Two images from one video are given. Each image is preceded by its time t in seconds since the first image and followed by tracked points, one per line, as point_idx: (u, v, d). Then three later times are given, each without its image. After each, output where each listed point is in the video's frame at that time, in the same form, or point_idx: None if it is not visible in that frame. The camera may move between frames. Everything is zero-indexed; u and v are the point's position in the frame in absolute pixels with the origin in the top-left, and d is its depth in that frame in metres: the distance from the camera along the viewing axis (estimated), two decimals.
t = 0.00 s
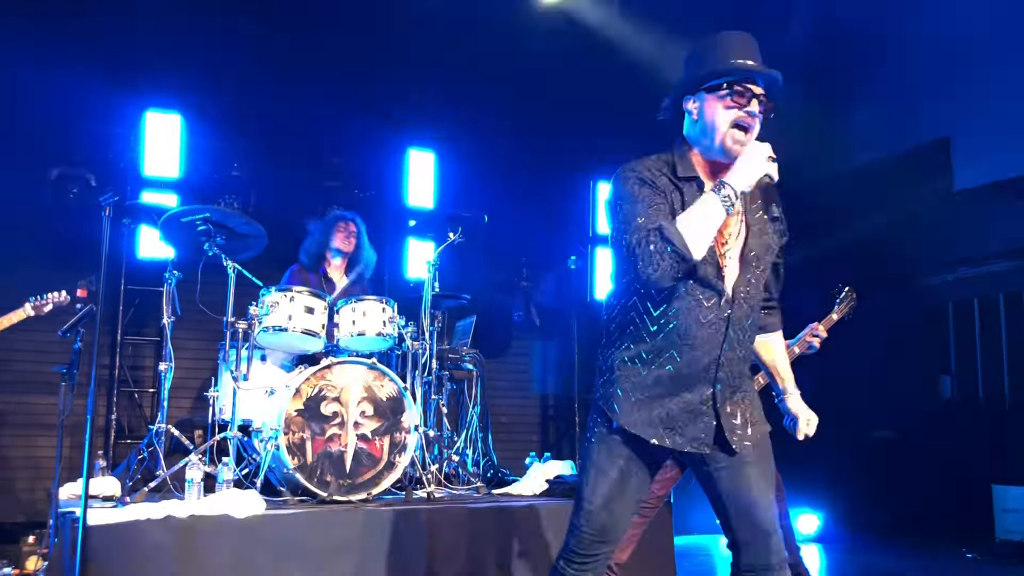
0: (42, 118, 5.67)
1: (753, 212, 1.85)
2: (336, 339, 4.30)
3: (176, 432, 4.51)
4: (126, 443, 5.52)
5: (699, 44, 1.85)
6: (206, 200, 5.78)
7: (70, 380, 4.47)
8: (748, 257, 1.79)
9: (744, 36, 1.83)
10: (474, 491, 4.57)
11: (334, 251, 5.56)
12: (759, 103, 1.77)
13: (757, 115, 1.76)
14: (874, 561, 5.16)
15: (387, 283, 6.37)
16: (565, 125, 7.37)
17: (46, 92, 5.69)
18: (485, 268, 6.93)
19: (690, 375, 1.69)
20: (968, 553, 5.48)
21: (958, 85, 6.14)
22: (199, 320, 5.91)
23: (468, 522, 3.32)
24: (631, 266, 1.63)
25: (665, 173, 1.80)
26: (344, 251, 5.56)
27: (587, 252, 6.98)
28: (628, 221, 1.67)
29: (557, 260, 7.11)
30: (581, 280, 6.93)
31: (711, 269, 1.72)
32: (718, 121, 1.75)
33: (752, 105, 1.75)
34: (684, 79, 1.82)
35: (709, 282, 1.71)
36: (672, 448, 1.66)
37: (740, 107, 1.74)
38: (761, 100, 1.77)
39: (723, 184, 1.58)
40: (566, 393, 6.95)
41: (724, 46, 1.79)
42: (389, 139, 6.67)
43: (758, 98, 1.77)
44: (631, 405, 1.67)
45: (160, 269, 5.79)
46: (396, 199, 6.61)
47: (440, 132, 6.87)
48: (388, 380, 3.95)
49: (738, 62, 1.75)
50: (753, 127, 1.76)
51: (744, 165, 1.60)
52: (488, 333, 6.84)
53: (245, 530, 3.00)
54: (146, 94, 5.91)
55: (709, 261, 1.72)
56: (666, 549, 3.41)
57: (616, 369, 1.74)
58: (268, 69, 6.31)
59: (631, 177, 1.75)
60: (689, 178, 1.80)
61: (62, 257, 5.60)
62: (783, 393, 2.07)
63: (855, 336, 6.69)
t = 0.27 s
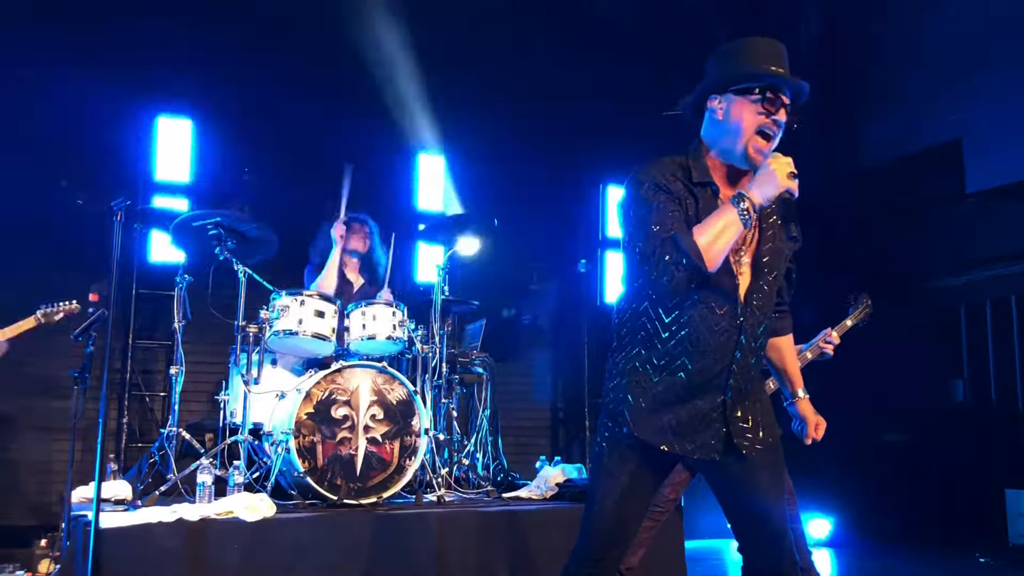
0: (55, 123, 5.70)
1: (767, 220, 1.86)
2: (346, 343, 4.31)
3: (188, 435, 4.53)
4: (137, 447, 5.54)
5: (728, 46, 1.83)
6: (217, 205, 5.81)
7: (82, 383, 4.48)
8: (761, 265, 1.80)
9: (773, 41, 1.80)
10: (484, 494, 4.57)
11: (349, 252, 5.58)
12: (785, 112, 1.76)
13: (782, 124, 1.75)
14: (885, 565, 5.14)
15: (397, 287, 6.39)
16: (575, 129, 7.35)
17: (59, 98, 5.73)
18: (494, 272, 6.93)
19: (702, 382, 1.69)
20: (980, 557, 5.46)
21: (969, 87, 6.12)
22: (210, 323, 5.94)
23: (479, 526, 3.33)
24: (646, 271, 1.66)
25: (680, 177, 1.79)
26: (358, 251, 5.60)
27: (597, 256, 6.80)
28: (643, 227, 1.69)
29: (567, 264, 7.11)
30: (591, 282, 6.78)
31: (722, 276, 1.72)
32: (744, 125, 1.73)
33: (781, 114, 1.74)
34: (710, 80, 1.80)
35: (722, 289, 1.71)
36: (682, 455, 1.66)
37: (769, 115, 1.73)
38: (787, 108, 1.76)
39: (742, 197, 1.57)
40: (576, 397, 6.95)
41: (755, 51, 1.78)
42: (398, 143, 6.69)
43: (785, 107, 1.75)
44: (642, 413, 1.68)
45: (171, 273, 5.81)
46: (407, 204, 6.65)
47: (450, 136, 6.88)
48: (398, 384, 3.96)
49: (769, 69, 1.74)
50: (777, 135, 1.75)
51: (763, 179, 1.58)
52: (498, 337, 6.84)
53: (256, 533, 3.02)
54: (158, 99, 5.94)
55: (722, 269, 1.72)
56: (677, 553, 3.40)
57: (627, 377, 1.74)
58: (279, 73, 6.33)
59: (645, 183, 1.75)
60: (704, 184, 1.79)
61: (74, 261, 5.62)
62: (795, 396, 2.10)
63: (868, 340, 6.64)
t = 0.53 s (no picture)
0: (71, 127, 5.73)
1: (791, 220, 1.88)
2: (362, 343, 4.30)
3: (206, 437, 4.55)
4: (155, 449, 5.56)
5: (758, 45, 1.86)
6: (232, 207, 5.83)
7: (101, 386, 4.49)
8: (785, 264, 1.83)
9: (801, 44, 1.83)
10: (501, 494, 4.57)
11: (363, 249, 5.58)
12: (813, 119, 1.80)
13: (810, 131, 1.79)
14: (905, 564, 5.10)
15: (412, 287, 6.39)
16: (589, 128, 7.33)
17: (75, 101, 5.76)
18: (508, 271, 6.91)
19: (722, 383, 1.70)
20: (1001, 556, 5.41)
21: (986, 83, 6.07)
22: (226, 325, 5.96)
23: (496, 526, 3.33)
24: (672, 272, 1.70)
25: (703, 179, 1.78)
26: (373, 250, 5.63)
27: (612, 255, 6.91)
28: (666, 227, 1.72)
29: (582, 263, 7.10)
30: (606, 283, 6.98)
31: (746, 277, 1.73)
32: (772, 131, 1.77)
33: (808, 121, 1.78)
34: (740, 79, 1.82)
35: (744, 291, 1.72)
36: (702, 457, 1.67)
37: (797, 121, 1.77)
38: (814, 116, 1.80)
39: (768, 203, 1.64)
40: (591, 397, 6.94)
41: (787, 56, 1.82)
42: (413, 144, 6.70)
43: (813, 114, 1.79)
44: (661, 415, 1.68)
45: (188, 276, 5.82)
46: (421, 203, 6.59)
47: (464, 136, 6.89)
48: (415, 384, 3.95)
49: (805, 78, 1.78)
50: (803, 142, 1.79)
51: (790, 184, 1.64)
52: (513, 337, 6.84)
53: (274, 533, 3.03)
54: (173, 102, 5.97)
55: (745, 273, 1.73)
56: (695, 551, 3.39)
57: (645, 378, 1.74)
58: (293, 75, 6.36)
59: (666, 185, 1.76)
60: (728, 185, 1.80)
61: (92, 264, 5.65)
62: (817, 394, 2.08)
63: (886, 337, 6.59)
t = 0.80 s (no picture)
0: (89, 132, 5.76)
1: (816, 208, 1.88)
2: (381, 342, 4.31)
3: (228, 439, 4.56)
4: (177, 451, 5.58)
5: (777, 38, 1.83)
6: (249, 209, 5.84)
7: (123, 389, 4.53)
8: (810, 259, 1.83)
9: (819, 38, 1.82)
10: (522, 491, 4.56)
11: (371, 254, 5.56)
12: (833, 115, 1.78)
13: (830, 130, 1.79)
14: (932, 557, 5.04)
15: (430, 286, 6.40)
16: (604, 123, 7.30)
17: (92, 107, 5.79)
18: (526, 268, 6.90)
19: (747, 377, 1.69)
20: None
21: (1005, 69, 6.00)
22: (245, 326, 5.98)
23: (518, 524, 3.31)
24: (692, 271, 1.77)
25: (722, 179, 1.80)
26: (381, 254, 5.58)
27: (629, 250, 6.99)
28: (688, 224, 1.79)
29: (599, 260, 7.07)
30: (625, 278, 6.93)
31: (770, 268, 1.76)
32: (792, 132, 1.76)
33: (828, 120, 1.76)
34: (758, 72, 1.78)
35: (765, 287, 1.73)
36: (725, 452, 1.68)
37: (816, 120, 1.75)
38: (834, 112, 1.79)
39: (791, 203, 1.68)
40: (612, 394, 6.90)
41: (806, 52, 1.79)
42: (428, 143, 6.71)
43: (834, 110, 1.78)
44: (683, 411, 1.69)
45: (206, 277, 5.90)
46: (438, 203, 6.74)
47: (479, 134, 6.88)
48: (434, 382, 3.96)
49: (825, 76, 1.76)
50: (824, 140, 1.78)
51: (813, 184, 1.68)
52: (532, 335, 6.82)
53: (296, 533, 3.03)
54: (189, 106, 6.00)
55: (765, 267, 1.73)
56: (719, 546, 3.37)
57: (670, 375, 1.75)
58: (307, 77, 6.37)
59: (690, 182, 1.81)
60: (748, 182, 1.81)
61: (111, 268, 5.67)
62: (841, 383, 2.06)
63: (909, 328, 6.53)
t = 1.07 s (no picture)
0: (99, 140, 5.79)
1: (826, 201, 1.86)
2: (394, 344, 4.30)
3: (243, 443, 4.57)
4: (194, 457, 5.60)
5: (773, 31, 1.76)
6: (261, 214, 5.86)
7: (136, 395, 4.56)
8: (821, 254, 1.82)
9: (817, 24, 1.73)
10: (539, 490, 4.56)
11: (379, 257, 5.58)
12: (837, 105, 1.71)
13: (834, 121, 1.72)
14: (954, 551, 5.02)
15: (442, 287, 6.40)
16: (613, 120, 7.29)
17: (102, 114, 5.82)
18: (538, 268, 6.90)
19: (761, 373, 1.68)
20: None
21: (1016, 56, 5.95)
22: (259, 331, 6.00)
23: (539, 523, 3.31)
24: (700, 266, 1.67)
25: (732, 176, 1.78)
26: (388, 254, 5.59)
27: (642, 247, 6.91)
28: (695, 221, 1.70)
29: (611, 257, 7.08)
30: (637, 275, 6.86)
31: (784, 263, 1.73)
32: (790, 130, 1.73)
33: (829, 112, 1.69)
34: (757, 64, 1.75)
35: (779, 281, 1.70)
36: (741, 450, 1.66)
37: (815, 114, 1.70)
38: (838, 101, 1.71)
39: (800, 194, 1.55)
40: (627, 392, 6.88)
41: (800, 41, 1.70)
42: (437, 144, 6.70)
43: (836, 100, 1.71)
44: (698, 408, 1.67)
45: (220, 283, 5.88)
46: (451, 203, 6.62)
47: (489, 134, 6.87)
48: (448, 383, 3.95)
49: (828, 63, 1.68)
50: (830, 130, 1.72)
51: (822, 175, 1.55)
52: (546, 335, 6.82)
53: (314, 537, 3.04)
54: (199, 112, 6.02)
55: (780, 263, 1.71)
56: (737, 542, 3.36)
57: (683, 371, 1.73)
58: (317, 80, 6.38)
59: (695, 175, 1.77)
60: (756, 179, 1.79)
61: (125, 274, 5.70)
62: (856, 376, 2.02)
63: (925, 320, 6.48)
